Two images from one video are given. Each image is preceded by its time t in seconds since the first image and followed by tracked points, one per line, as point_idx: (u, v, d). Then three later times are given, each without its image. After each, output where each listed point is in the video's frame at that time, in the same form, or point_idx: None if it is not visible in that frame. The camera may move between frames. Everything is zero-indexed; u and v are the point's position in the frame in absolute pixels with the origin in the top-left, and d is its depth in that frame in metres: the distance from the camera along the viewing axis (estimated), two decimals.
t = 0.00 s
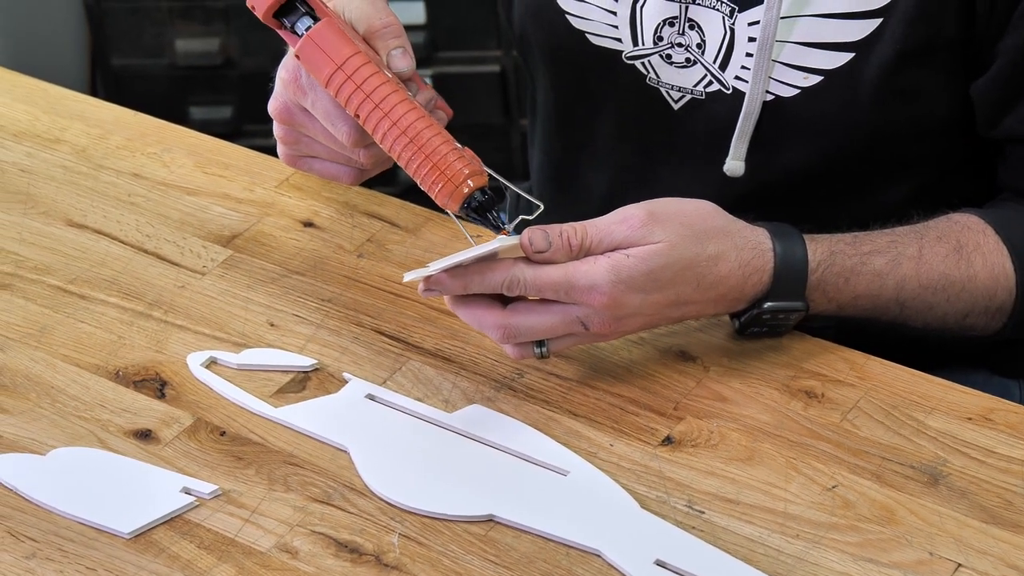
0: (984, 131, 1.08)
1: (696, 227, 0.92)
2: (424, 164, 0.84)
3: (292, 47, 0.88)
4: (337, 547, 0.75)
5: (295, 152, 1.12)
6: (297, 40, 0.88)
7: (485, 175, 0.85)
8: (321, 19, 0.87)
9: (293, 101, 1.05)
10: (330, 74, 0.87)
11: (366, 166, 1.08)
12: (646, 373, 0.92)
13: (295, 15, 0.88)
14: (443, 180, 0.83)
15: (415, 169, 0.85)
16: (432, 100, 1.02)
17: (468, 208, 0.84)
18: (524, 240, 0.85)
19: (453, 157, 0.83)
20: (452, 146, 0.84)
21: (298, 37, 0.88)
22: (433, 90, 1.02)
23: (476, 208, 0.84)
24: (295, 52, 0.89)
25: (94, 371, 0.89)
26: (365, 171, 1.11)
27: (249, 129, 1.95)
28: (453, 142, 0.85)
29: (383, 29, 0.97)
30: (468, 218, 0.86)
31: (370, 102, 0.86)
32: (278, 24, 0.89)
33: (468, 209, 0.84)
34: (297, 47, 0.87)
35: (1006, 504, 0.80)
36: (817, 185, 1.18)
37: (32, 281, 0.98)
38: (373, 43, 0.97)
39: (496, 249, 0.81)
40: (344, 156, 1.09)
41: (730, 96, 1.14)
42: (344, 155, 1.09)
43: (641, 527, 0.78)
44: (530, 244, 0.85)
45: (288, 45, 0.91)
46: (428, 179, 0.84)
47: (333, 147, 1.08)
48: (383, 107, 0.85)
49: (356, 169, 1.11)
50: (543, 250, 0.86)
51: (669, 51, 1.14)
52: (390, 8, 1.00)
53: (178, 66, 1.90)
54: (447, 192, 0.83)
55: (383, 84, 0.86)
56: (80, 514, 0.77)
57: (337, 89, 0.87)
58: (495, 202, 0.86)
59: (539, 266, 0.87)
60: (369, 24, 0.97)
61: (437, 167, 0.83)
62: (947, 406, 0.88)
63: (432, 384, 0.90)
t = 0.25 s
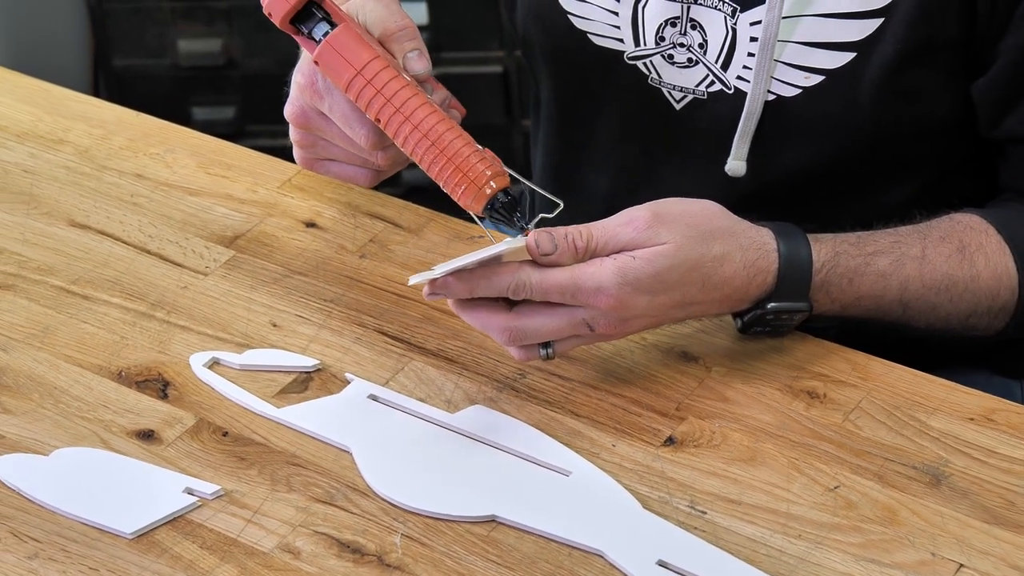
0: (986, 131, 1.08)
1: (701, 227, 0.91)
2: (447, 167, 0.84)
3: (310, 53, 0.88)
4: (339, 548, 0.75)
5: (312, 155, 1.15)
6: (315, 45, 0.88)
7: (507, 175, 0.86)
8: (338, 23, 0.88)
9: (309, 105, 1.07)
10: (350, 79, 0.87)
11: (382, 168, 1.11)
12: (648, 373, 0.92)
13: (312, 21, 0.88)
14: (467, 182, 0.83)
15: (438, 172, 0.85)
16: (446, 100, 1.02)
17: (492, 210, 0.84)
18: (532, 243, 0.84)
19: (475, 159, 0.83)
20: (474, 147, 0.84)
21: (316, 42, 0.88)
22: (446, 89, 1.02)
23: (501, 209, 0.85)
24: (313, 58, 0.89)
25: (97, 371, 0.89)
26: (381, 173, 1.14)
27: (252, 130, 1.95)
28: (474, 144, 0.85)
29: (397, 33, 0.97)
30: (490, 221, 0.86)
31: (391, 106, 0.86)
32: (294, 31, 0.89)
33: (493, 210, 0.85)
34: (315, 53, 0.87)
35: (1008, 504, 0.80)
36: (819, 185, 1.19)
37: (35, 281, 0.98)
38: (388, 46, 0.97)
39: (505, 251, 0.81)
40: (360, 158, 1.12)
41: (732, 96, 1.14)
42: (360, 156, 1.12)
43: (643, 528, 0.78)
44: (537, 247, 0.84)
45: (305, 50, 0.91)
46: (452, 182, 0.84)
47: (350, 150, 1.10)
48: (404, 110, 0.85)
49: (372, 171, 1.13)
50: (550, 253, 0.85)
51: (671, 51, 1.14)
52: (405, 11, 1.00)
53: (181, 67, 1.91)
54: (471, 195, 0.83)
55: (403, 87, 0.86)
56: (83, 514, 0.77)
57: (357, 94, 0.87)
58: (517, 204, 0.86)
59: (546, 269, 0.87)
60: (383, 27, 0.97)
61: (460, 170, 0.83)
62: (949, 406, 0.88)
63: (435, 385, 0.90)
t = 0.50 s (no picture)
0: (988, 132, 1.08)
1: (705, 230, 0.91)
2: (467, 171, 0.84)
3: (327, 59, 0.88)
4: (344, 551, 0.75)
5: (326, 159, 1.12)
6: (332, 51, 0.88)
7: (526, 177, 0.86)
8: (355, 29, 0.87)
9: (323, 109, 1.04)
10: (368, 85, 0.87)
11: (398, 172, 1.09)
12: (651, 375, 0.92)
13: (329, 27, 0.87)
14: (488, 186, 0.84)
15: (458, 176, 0.85)
16: (459, 100, 1.01)
17: (514, 212, 0.85)
18: (537, 248, 0.84)
19: (494, 162, 0.84)
20: (493, 151, 0.85)
21: (332, 49, 0.88)
22: (458, 90, 1.01)
23: (521, 211, 0.85)
24: (330, 64, 0.88)
25: (100, 374, 0.89)
26: (396, 176, 1.11)
27: (255, 132, 1.95)
28: (493, 147, 0.85)
29: (412, 36, 0.97)
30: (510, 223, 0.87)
31: (409, 110, 0.86)
32: (310, 37, 0.88)
33: (514, 212, 0.85)
34: (332, 60, 0.87)
35: (1012, 507, 0.80)
36: (822, 187, 1.19)
37: (38, 284, 0.98)
38: (404, 50, 0.97)
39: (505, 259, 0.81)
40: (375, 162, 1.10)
41: (735, 98, 1.14)
42: (375, 160, 1.09)
43: (647, 531, 0.78)
44: (542, 252, 0.84)
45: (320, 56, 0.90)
46: (472, 185, 0.84)
47: (365, 154, 1.08)
48: (423, 115, 0.85)
49: (387, 173, 1.11)
50: (555, 258, 0.85)
51: (674, 53, 1.14)
52: (417, 13, 1.00)
53: (184, 69, 1.91)
54: (492, 198, 0.84)
55: (421, 92, 0.86)
56: (87, 518, 0.77)
57: (375, 99, 0.87)
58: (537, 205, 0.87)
59: (550, 276, 0.87)
60: (398, 31, 0.97)
61: (481, 174, 0.83)
62: (954, 409, 0.88)
63: (439, 388, 0.90)
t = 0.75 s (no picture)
0: (991, 134, 1.08)
1: (712, 233, 0.91)
2: (485, 173, 0.84)
3: (342, 64, 0.88)
4: (346, 554, 0.75)
5: (339, 161, 1.10)
6: (347, 56, 0.87)
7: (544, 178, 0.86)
8: (370, 32, 0.87)
9: (338, 113, 1.03)
10: (384, 88, 0.86)
11: (412, 173, 1.06)
12: (654, 378, 0.92)
13: (343, 32, 0.87)
14: (506, 188, 0.83)
15: (476, 178, 0.85)
16: (470, 101, 0.99)
17: (532, 213, 0.85)
18: (545, 254, 0.82)
19: (512, 164, 0.84)
20: (511, 152, 0.85)
21: (348, 53, 0.87)
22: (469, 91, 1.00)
23: (541, 212, 0.85)
24: (345, 68, 0.88)
25: (102, 377, 0.89)
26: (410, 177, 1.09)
27: (257, 134, 1.96)
28: (510, 148, 0.85)
29: (425, 38, 0.96)
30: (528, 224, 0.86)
31: (426, 113, 0.85)
32: (324, 41, 0.88)
33: (533, 214, 0.85)
34: (348, 64, 0.87)
35: (1016, 510, 0.80)
36: (823, 189, 1.19)
37: (40, 286, 0.98)
38: (417, 52, 0.97)
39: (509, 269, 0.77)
40: (389, 164, 1.08)
41: (738, 99, 1.14)
42: (388, 161, 1.07)
43: (651, 534, 0.78)
44: (551, 258, 0.83)
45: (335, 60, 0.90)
46: (491, 187, 0.84)
47: (378, 156, 1.06)
48: (440, 118, 0.85)
49: (401, 174, 1.09)
50: (563, 264, 0.84)
51: (677, 55, 1.14)
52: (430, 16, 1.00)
53: (186, 71, 1.90)
54: (511, 199, 0.84)
55: (438, 95, 0.86)
56: (89, 520, 0.77)
57: (391, 103, 0.87)
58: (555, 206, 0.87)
59: (558, 283, 0.86)
60: (412, 33, 0.97)
61: (499, 176, 0.83)
62: (957, 411, 0.88)
63: (441, 390, 0.90)
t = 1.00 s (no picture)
0: (996, 137, 1.08)
1: (723, 237, 0.91)
2: (502, 180, 0.84)
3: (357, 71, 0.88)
4: (351, 557, 0.75)
5: (351, 165, 1.10)
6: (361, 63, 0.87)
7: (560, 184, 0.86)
8: (383, 40, 0.87)
9: (352, 118, 1.03)
10: (399, 96, 0.86)
11: (425, 176, 1.07)
12: (660, 381, 0.92)
13: (358, 39, 0.87)
14: (523, 195, 0.83)
15: (493, 185, 0.85)
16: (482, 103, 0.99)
17: (550, 218, 0.85)
18: (558, 261, 0.83)
19: (529, 170, 0.84)
20: (527, 158, 0.84)
21: (362, 60, 0.87)
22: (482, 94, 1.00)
23: (558, 218, 0.85)
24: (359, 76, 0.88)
25: (106, 380, 0.89)
26: (422, 180, 1.10)
27: (260, 136, 1.97)
28: (526, 154, 0.85)
29: (439, 43, 0.97)
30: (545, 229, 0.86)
31: (442, 120, 0.85)
32: (338, 48, 0.88)
33: (551, 219, 0.85)
34: (362, 71, 0.87)
35: (1021, 512, 0.80)
36: (828, 192, 1.19)
37: (44, 289, 0.98)
38: (430, 57, 0.97)
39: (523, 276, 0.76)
40: (402, 168, 1.08)
41: (742, 102, 1.14)
42: (401, 165, 1.07)
43: (656, 536, 0.78)
44: (564, 264, 0.83)
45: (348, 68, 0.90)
46: (508, 193, 0.84)
47: (391, 160, 1.06)
48: (455, 124, 0.85)
49: (413, 178, 1.09)
50: (576, 270, 0.84)
51: (682, 57, 1.14)
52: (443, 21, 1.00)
53: (189, 73, 1.90)
54: (528, 206, 0.83)
55: (453, 101, 0.86)
56: (94, 523, 0.77)
57: (406, 110, 0.87)
58: (573, 211, 0.87)
59: (571, 289, 0.85)
60: (425, 38, 0.97)
61: (516, 182, 0.83)
62: (962, 414, 0.88)
63: (446, 393, 0.90)
